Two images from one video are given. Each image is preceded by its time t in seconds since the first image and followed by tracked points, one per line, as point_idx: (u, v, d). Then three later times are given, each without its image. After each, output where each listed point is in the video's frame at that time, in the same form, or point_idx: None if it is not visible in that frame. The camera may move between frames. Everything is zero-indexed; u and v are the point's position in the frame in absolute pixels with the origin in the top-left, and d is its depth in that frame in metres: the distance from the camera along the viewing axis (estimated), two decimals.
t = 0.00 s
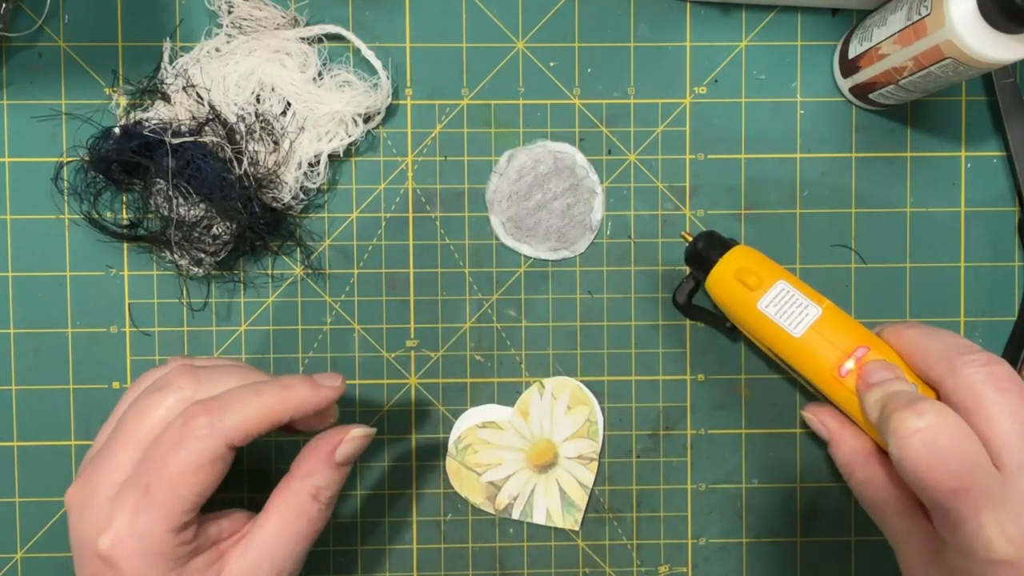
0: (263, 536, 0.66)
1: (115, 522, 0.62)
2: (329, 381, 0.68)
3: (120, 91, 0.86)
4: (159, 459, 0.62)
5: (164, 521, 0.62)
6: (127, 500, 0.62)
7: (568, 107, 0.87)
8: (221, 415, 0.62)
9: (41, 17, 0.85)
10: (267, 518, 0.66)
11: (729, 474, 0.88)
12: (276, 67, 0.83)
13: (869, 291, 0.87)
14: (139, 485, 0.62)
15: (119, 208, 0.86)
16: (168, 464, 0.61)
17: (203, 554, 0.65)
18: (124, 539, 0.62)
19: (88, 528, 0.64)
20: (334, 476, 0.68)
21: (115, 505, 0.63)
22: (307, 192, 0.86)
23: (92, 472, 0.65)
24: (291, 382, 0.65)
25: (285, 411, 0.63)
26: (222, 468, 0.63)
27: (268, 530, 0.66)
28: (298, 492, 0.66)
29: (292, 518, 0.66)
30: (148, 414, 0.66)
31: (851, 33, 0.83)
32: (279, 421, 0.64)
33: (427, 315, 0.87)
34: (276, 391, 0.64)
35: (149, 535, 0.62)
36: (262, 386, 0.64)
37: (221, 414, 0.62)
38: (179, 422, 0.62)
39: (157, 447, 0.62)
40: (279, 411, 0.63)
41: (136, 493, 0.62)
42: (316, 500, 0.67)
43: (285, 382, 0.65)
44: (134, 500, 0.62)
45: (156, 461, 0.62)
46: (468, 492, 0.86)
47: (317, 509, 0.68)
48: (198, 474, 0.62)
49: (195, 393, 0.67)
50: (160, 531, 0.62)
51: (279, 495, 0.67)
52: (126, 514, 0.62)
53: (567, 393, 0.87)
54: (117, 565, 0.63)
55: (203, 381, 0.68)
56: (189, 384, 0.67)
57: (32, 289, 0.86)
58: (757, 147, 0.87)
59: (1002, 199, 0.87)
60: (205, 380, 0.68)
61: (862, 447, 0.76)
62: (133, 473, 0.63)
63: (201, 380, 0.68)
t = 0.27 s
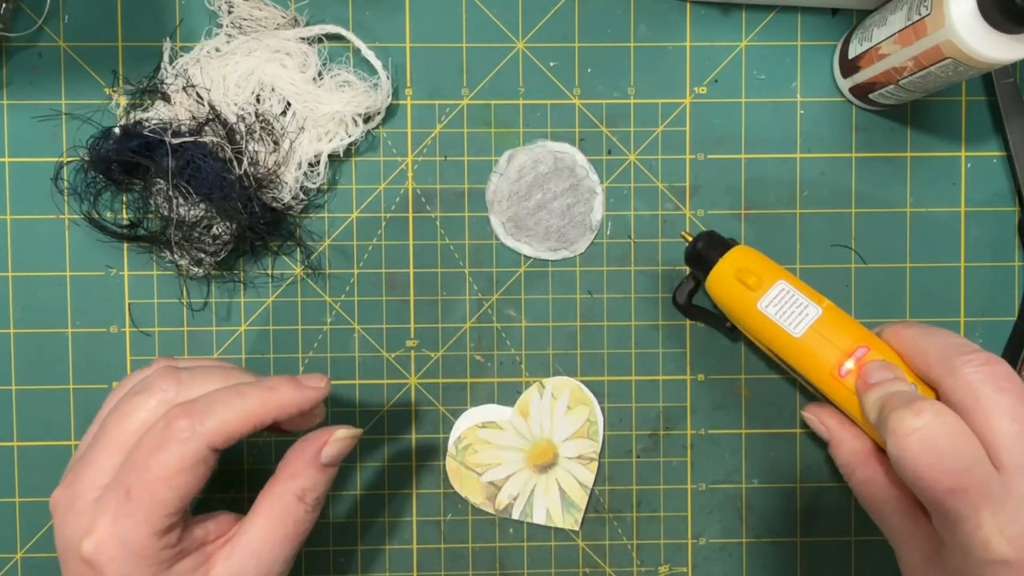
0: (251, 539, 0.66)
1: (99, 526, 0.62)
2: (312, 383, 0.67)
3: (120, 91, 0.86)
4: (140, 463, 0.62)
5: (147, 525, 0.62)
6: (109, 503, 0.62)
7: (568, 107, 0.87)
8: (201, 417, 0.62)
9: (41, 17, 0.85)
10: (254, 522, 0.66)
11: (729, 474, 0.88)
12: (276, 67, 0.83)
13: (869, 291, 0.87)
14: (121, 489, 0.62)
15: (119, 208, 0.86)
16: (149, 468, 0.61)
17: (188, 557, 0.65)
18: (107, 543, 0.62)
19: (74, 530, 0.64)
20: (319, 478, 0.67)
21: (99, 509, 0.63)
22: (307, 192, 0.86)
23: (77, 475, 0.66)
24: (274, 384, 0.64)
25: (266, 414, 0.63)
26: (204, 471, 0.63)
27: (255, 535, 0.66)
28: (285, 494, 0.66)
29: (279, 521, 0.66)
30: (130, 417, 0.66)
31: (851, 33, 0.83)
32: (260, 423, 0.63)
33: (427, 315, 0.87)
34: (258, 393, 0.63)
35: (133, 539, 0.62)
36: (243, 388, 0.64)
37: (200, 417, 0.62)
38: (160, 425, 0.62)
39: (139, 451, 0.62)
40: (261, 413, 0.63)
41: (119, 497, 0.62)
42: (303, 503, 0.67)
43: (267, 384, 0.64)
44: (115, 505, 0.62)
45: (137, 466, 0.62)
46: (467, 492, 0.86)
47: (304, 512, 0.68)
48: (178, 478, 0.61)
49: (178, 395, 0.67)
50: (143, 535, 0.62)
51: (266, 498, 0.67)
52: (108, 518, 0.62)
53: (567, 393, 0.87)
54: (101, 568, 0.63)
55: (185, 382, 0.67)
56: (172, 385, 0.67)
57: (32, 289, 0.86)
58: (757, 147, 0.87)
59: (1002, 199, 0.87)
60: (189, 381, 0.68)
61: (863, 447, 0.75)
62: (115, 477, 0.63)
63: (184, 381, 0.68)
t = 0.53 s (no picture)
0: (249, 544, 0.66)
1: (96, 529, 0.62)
2: (312, 387, 0.67)
3: (120, 91, 0.86)
4: (137, 467, 0.61)
5: (144, 529, 0.62)
6: (106, 506, 0.62)
7: (568, 107, 0.87)
8: (200, 421, 0.61)
9: (41, 17, 0.85)
10: (252, 527, 0.66)
11: (729, 474, 0.88)
12: (276, 67, 0.83)
13: (869, 291, 0.87)
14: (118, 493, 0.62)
15: (119, 208, 0.86)
16: (145, 473, 0.61)
17: (186, 561, 0.65)
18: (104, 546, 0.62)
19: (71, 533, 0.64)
20: (318, 483, 0.67)
21: (96, 512, 0.63)
22: (307, 192, 0.86)
23: (75, 478, 0.66)
24: (274, 389, 0.64)
25: (265, 418, 0.63)
26: (202, 476, 0.62)
27: (252, 540, 0.66)
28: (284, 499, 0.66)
29: (278, 526, 0.66)
30: (128, 419, 0.66)
31: (851, 33, 0.83)
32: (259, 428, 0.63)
33: (427, 315, 0.87)
34: (257, 398, 0.63)
35: (130, 543, 0.62)
36: (242, 392, 0.63)
37: (199, 421, 0.61)
38: (158, 430, 0.62)
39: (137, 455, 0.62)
40: (260, 418, 0.63)
41: (116, 501, 0.62)
42: (303, 508, 0.67)
43: (266, 388, 0.64)
44: (113, 508, 0.62)
45: (134, 470, 0.61)
46: (467, 492, 0.86)
47: (303, 516, 0.67)
48: (176, 483, 0.61)
49: (176, 398, 0.67)
50: (140, 538, 0.62)
51: (265, 502, 0.67)
52: (105, 522, 0.62)
53: (567, 393, 0.87)
54: (98, 571, 0.63)
55: (184, 385, 0.67)
56: (170, 389, 0.67)
57: (32, 289, 0.86)
58: (757, 147, 0.87)
59: (1002, 199, 0.87)
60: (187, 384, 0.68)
61: (863, 447, 0.75)
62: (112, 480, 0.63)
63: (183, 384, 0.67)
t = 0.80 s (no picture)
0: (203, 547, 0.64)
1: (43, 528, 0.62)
2: (262, 380, 0.64)
3: (120, 91, 0.86)
4: (79, 465, 0.61)
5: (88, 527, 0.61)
6: (53, 504, 0.62)
7: (568, 107, 0.87)
8: (140, 414, 0.60)
9: (41, 17, 0.85)
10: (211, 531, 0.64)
11: (729, 474, 0.88)
12: (276, 67, 0.83)
13: (869, 291, 0.87)
14: (62, 491, 0.62)
15: (119, 208, 0.86)
16: (87, 470, 0.60)
17: (139, 560, 0.65)
18: (52, 545, 0.62)
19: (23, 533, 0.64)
20: (273, 484, 0.64)
21: (44, 511, 0.63)
22: (307, 192, 0.86)
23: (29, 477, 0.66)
24: (222, 382, 0.62)
25: (205, 413, 0.61)
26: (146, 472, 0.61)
27: (213, 541, 0.64)
28: (242, 501, 0.63)
29: (235, 531, 0.64)
30: (79, 415, 0.66)
31: (851, 33, 0.83)
32: (202, 421, 0.61)
33: (427, 315, 0.87)
34: (201, 392, 0.62)
35: (75, 541, 0.61)
36: (186, 386, 0.62)
37: (140, 414, 0.60)
38: (99, 426, 0.61)
39: (81, 453, 0.61)
40: (204, 412, 0.61)
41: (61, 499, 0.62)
42: (261, 513, 0.64)
43: (213, 382, 0.62)
44: (59, 508, 0.62)
45: (77, 469, 0.61)
46: (467, 493, 0.86)
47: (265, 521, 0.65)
48: (118, 480, 0.60)
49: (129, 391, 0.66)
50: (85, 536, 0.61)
51: (220, 504, 0.64)
52: (52, 520, 0.62)
53: (567, 393, 0.87)
54: (47, 568, 0.63)
55: (135, 379, 0.67)
56: (121, 383, 0.67)
57: (32, 290, 0.86)
58: (758, 147, 0.87)
59: (1002, 199, 0.87)
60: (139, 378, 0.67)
61: (858, 448, 0.76)
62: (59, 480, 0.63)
63: (135, 377, 0.67)
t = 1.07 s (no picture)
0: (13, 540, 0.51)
1: None
2: (79, 353, 0.58)
3: (120, 91, 0.86)
4: None
5: None
6: None
7: (568, 107, 0.87)
8: None
9: (41, 17, 0.85)
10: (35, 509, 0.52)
11: (729, 474, 0.88)
12: (276, 67, 0.83)
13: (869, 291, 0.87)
14: None
15: (119, 208, 0.86)
16: None
17: None
18: None
19: None
20: None
21: None
22: (307, 192, 0.86)
23: None
24: None
25: None
26: None
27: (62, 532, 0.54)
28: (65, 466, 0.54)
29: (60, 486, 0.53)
30: None
31: (851, 33, 0.83)
32: None
33: (427, 315, 0.87)
34: None
35: None
36: None
37: None
38: None
39: None
40: None
41: None
42: None
43: None
44: None
45: None
46: (467, 492, 0.86)
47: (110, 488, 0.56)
48: None
49: None
50: None
51: None
52: None
53: (567, 393, 0.87)
54: None
55: None
56: None
57: (32, 290, 0.86)
58: (758, 147, 0.87)
59: (1002, 199, 0.87)
60: None
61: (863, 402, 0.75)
62: None
63: None
